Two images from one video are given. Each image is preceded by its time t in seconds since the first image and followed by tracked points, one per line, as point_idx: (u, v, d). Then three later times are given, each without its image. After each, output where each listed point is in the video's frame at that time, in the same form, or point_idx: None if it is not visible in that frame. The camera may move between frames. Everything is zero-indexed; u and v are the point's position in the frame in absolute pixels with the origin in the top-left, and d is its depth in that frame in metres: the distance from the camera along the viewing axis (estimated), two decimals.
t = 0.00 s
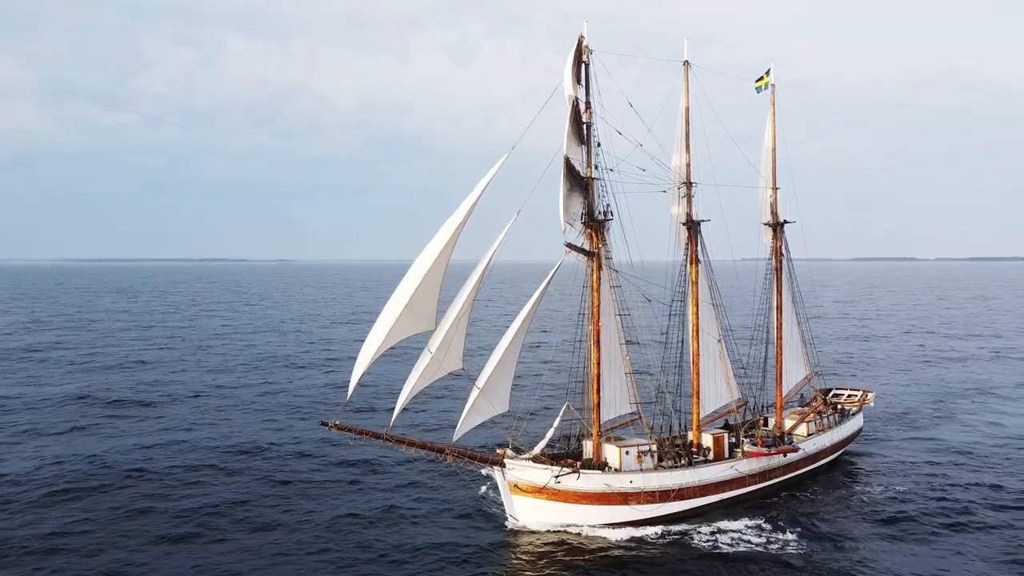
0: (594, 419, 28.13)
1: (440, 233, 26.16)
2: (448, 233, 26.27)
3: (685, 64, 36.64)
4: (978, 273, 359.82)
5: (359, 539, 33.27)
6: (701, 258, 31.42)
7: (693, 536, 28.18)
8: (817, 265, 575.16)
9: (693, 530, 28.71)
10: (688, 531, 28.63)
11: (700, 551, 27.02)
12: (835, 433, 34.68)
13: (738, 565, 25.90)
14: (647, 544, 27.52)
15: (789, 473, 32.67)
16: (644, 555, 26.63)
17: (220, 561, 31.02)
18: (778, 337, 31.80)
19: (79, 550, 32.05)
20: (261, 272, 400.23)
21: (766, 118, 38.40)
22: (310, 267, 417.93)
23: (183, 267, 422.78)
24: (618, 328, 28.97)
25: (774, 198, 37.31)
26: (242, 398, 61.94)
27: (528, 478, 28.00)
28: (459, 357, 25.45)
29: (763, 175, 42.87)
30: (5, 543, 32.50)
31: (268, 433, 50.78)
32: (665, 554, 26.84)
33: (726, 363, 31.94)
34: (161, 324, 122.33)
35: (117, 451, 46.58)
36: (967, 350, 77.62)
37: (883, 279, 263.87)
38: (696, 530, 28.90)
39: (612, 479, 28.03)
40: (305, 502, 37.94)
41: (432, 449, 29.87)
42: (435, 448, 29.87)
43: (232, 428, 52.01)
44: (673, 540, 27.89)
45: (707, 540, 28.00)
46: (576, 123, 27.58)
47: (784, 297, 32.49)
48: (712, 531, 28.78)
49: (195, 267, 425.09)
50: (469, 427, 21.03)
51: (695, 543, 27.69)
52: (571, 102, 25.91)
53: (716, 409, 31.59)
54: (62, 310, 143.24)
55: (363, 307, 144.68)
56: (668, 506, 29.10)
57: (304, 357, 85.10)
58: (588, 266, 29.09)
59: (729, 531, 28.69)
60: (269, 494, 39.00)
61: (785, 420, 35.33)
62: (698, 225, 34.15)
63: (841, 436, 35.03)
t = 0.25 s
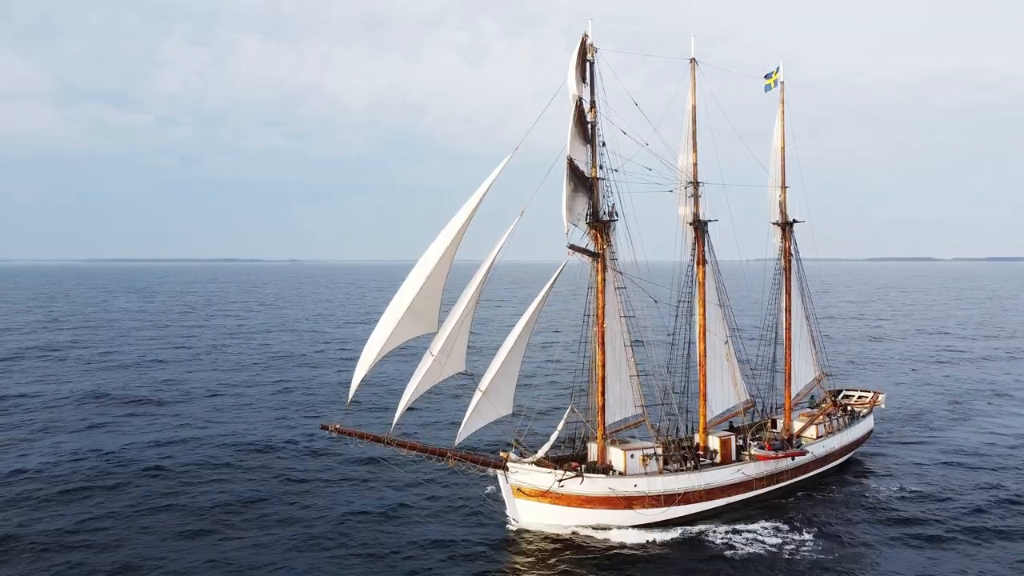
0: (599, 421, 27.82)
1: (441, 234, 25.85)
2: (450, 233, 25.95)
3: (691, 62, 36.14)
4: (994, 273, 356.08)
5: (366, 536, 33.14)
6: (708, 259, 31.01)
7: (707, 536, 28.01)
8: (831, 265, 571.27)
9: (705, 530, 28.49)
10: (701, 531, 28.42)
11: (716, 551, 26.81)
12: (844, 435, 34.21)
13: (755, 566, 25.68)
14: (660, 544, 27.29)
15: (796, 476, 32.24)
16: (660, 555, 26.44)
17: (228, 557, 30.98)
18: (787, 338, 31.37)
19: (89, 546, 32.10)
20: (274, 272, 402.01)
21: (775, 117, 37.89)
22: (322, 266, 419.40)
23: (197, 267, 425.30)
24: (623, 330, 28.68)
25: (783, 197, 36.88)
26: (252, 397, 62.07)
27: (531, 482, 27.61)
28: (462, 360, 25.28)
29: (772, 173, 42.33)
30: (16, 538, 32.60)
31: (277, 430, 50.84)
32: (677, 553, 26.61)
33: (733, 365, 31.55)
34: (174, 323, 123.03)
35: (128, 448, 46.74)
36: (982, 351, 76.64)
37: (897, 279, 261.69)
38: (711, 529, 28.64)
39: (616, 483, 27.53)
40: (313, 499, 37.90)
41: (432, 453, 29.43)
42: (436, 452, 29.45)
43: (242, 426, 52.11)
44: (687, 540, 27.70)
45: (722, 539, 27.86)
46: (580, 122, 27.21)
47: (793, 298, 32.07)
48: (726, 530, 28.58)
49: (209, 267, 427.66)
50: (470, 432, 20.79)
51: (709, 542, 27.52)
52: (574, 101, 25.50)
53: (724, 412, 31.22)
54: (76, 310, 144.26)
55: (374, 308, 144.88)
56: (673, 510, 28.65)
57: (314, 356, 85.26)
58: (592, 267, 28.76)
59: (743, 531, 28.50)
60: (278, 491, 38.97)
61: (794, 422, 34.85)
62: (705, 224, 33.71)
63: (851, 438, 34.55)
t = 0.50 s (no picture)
0: (603, 423, 27.53)
1: (444, 234, 25.33)
2: (452, 234, 25.44)
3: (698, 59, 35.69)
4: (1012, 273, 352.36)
5: (372, 533, 33.00)
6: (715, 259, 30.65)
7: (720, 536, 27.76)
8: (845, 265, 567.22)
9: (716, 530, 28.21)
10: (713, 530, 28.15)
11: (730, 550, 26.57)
12: (854, 438, 33.73)
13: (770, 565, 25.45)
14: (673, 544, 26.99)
15: (804, 479, 31.82)
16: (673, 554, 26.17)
17: (234, 553, 30.92)
18: (795, 340, 30.94)
19: (96, 541, 32.18)
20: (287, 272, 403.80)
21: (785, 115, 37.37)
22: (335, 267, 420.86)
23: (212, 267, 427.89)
24: (627, 332, 28.44)
25: (792, 197, 36.40)
26: (262, 395, 62.20)
27: (534, 485, 27.29)
28: (465, 361, 25.11)
29: (782, 172, 41.78)
30: (25, 533, 32.72)
31: (286, 428, 50.89)
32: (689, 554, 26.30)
33: (741, 367, 31.20)
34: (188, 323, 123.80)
35: (138, 445, 46.91)
36: (998, 353, 75.59)
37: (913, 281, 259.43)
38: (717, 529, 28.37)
39: (620, 486, 27.16)
40: (320, 496, 37.83)
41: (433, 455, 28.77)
42: (437, 455, 28.91)
43: (251, 425, 52.21)
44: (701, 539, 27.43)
45: (740, 538, 27.68)
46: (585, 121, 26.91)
47: (802, 299, 31.60)
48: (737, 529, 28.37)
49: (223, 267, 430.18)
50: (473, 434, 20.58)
51: (726, 541, 27.35)
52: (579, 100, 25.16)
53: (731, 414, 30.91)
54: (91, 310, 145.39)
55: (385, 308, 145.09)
56: (679, 513, 28.26)
57: (325, 356, 85.42)
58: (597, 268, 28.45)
59: (755, 531, 28.29)
60: (285, 488, 38.94)
61: (803, 424, 34.38)
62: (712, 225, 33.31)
63: (861, 441, 34.06)
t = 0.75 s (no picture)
0: (607, 424, 27.26)
1: (453, 227, 24.17)
2: (461, 226, 24.28)
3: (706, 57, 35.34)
4: None
5: (378, 529, 32.83)
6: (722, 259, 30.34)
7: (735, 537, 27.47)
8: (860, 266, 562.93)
9: (731, 530, 27.95)
10: (729, 531, 27.89)
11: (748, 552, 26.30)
12: (864, 441, 33.23)
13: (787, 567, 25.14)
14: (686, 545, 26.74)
15: (812, 482, 31.40)
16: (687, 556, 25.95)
17: (240, 548, 30.84)
18: (804, 341, 30.51)
19: (103, 536, 32.19)
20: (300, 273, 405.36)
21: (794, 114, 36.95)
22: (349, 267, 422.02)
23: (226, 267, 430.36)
24: (632, 331, 28.21)
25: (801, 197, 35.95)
26: (270, 394, 62.30)
27: (537, 486, 26.92)
28: (468, 362, 24.98)
29: (791, 172, 41.32)
30: (32, 528, 32.80)
31: (293, 426, 50.90)
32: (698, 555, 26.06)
33: (748, 368, 30.88)
34: (200, 322, 124.40)
35: (146, 442, 47.03)
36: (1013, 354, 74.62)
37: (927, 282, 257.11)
38: (736, 528, 28.18)
39: (624, 489, 26.77)
40: (326, 492, 37.73)
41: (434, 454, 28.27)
42: (438, 454, 28.46)
43: (259, 423, 52.26)
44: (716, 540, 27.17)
45: (757, 538, 27.44)
46: (590, 119, 26.63)
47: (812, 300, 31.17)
48: (753, 529, 28.09)
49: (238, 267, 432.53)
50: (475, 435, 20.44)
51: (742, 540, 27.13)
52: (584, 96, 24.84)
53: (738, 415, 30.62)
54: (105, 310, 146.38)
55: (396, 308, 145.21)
56: (683, 516, 27.90)
57: (334, 355, 85.54)
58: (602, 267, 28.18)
59: (772, 531, 27.99)
60: (292, 486, 38.88)
61: (812, 427, 33.92)
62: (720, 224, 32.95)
63: (870, 444, 33.60)
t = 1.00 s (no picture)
0: (612, 425, 27.00)
1: (456, 226, 23.89)
2: (465, 225, 23.97)
3: (714, 55, 34.92)
4: None
5: (384, 526, 32.72)
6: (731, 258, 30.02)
7: (751, 538, 27.25)
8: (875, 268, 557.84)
9: (746, 531, 27.73)
10: (744, 532, 27.69)
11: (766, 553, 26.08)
12: (875, 443, 32.77)
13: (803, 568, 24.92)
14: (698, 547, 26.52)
15: (820, 485, 31.01)
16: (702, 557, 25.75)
17: (245, 544, 30.81)
18: (813, 342, 30.12)
19: (110, 531, 32.30)
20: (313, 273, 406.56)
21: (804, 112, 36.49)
22: (363, 267, 423.24)
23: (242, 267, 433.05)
24: (638, 332, 27.97)
25: (812, 196, 35.48)
26: (281, 392, 62.45)
27: (539, 486, 26.61)
28: (471, 361, 24.89)
29: (801, 171, 40.85)
30: (41, 523, 32.97)
31: (302, 424, 50.95)
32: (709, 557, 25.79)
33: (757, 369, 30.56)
34: (214, 321, 125.14)
35: (157, 439, 47.24)
36: None
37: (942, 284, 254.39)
38: (754, 528, 28.06)
39: (627, 490, 26.47)
40: (333, 490, 37.68)
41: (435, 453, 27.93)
42: (439, 454, 28.11)
43: (268, 420, 52.35)
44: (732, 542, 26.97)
45: (775, 541, 27.07)
46: (596, 117, 26.33)
47: (822, 299, 30.73)
48: (768, 531, 27.89)
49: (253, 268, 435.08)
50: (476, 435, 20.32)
51: (760, 544, 26.74)
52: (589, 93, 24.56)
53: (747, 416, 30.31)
54: (121, 310, 147.57)
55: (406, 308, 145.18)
56: (687, 518, 27.63)
57: (346, 354, 85.69)
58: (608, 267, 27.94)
59: (788, 533, 27.76)
60: (299, 483, 38.86)
61: (821, 429, 33.51)
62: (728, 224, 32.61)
63: (881, 447, 33.18)
